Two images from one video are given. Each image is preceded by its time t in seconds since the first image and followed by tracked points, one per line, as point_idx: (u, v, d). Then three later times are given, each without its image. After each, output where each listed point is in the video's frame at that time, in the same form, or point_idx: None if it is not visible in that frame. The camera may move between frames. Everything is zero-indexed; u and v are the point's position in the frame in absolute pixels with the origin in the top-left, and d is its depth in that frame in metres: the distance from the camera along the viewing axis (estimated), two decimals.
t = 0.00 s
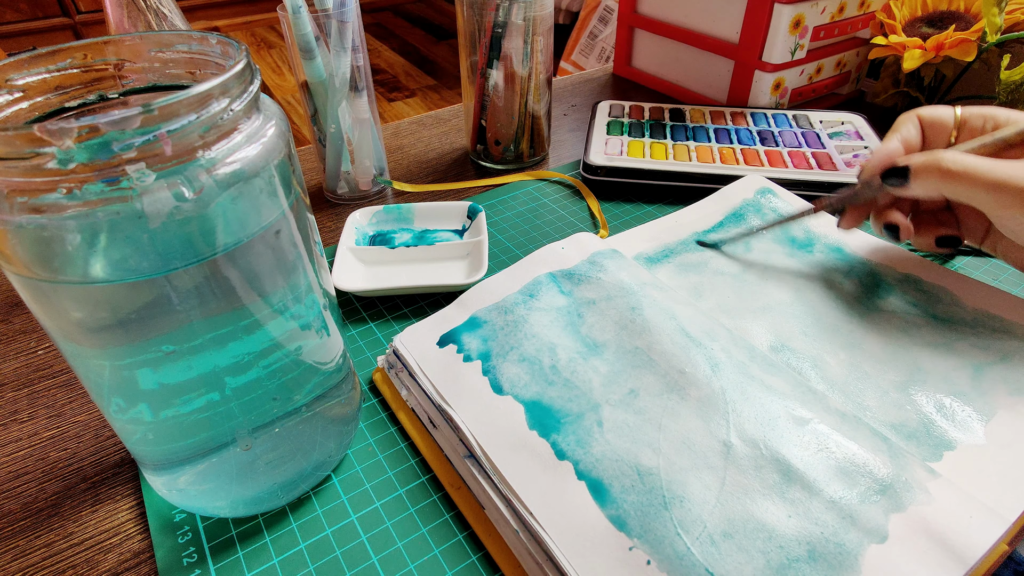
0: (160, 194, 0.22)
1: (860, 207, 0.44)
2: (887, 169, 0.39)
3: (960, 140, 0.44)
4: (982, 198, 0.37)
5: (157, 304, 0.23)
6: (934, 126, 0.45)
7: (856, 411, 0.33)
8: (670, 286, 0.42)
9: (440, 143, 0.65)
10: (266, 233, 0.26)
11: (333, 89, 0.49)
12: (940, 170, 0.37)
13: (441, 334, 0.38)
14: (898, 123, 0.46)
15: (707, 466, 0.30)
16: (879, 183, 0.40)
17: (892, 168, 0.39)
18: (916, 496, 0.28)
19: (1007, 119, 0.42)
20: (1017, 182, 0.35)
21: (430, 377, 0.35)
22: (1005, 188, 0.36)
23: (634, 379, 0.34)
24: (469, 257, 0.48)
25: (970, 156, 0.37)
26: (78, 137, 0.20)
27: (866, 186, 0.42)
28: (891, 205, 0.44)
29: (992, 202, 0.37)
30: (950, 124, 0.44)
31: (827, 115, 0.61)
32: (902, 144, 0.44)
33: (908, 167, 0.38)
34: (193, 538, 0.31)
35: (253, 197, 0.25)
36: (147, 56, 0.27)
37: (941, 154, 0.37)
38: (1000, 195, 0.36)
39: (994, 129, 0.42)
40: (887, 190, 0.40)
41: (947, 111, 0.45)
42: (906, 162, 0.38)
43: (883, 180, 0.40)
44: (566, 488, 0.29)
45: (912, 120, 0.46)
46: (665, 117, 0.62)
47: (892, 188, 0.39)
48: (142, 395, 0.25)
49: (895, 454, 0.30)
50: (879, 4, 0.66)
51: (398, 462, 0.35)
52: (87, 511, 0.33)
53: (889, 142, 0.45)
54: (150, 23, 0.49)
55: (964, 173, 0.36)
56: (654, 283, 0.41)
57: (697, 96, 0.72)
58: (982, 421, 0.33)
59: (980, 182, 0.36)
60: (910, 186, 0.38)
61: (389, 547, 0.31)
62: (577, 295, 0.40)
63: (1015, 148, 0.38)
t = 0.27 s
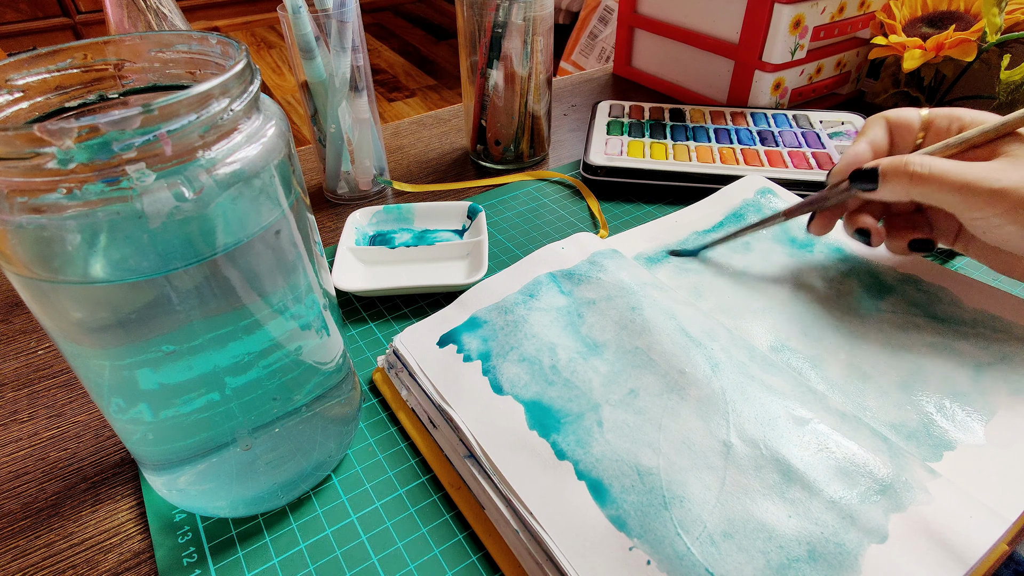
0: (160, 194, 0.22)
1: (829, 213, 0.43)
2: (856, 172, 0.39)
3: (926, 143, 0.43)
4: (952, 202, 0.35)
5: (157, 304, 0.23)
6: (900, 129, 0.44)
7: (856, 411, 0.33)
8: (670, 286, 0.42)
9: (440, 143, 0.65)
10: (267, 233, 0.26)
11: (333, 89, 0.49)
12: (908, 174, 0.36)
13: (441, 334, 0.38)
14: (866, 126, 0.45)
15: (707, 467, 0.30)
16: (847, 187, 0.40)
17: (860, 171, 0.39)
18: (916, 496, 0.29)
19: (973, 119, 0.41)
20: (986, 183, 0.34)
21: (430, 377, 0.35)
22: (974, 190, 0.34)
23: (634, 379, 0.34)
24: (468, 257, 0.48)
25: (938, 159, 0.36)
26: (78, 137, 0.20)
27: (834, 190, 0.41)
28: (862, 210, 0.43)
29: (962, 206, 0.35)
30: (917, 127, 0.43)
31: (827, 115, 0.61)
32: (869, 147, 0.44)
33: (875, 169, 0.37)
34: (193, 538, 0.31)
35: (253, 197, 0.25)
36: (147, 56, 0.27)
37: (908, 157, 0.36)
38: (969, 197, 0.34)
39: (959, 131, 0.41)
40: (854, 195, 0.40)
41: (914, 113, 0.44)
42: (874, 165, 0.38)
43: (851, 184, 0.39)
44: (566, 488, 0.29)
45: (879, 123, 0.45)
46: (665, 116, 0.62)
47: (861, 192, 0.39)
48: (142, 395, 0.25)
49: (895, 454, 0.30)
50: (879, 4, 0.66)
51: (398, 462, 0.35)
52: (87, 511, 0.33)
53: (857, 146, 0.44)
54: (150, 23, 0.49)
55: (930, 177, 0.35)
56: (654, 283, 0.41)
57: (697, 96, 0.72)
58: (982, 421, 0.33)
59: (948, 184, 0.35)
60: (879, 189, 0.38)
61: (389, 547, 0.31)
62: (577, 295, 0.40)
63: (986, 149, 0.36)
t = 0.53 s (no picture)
0: (160, 194, 0.22)
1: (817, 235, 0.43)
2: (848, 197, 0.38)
3: (907, 154, 0.43)
4: (949, 219, 0.35)
5: (157, 304, 0.23)
6: (879, 142, 0.44)
7: (856, 411, 0.33)
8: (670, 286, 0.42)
9: (440, 143, 0.65)
10: (267, 233, 0.26)
11: (333, 89, 0.49)
12: (901, 195, 0.35)
13: (441, 334, 0.38)
14: (842, 141, 0.44)
15: (707, 467, 0.30)
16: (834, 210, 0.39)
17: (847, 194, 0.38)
18: (916, 495, 0.29)
19: (952, 132, 0.42)
20: (983, 200, 0.35)
21: (430, 377, 0.35)
22: (973, 207, 0.35)
23: (634, 379, 0.34)
24: (468, 257, 0.48)
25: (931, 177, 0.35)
26: (78, 137, 0.20)
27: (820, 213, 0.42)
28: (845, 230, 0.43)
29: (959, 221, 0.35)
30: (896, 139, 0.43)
31: (827, 115, 0.61)
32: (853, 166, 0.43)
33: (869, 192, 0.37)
34: (193, 538, 0.31)
35: (253, 197, 0.25)
36: (147, 56, 0.27)
37: (901, 177, 0.36)
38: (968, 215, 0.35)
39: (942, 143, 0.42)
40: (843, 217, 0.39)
41: (891, 124, 0.44)
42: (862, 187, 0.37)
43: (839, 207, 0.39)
44: (566, 488, 0.29)
45: (856, 137, 0.44)
46: (665, 116, 0.62)
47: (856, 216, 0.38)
48: (142, 395, 0.25)
49: (895, 454, 0.30)
50: (879, 4, 0.66)
51: (398, 462, 0.35)
52: (87, 511, 0.33)
53: (841, 163, 0.43)
54: (150, 24, 0.49)
55: (929, 197, 0.35)
56: (654, 283, 0.41)
57: (697, 96, 0.72)
58: (982, 421, 0.33)
59: (944, 203, 0.35)
60: (874, 211, 0.37)
61: (389, 547, 0.31)
62: (577, 295, 0.40)
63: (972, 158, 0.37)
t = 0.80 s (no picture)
0: (160, 194, 0.22)
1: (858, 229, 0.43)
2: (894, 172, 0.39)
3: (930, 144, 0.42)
4: (987, 186, 0.35)
5: (157, 304, 0.23)
6: (900, 131, 0.43)
7: (856, 411, 0.33)
8: (670, 286, 0.42)
9: (440, 143, 0.65)
10: (266, 233, 0.26)
11: (333, 89, 0.49)
12: (941, 160, 0.35)
13: (441, 334, 0.38)
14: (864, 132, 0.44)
15: (707, 467, 0.30)
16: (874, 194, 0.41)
17: (890, 175, 0.40)
18: (916, 496, 0.29)
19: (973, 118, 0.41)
20: None
21: (430, 378, 0.35)
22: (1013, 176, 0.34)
23: (634, 379, 0.34)
24: (469, 257, 0.48)
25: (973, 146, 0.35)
26: (78, 137, 0.20)
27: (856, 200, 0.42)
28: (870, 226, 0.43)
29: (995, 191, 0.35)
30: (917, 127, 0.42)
31: (826, 115, 0.61)
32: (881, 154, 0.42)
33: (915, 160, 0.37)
34: (193, 538, 0.31)
35: (253, 197, 0.25)
36: (147, 56, 0.27)
37: (940, 144, 0.36)
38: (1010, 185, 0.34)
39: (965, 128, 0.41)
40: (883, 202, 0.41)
41: (910, 116, 0.43)
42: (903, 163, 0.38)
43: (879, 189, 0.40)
44: (566, 488, 0.29)
45: (878, 127, 0.43)
46: (665, 117, 0.62)
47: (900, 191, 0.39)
48: (142, 395, 0.25)
49: (895, 454, 0.30)
50: (879, 4, 0.66)
51: (398, 462, 0.35)
52: (87, 511, 0.33)
53: (869, 152, 0.42)
54: (150, 23, 0.49)
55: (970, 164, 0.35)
56: (654, 283, 0.41)
57: (697, 96, 0.72)
58: (982, 421, 0.33)
59: (985, 168, 0.34)
60: (919, 181, 0.37)
61: (389, 547, 0.31)
62: (577, 295, 0.40)
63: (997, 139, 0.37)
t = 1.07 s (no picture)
0: (160, 194, 0.22)
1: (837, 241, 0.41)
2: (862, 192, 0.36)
3: (923, 153, 0.42)
4: (968, 211, 0.34)
5: (157, 304, 0.23)
6: (892, 140, 0.42)
7: (856, 411, 0.33)
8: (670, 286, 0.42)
9: (440, 143, 0.65)
10: (266, 233, 0.26)
11: (333, 89, 0.49)
12: (922, 186, 0.34)
13: (441, 334, 0.38)
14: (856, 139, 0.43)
15: (707, 467, 0.30)
16: (852, 211, 0.37)
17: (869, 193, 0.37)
18: (916, 495, 0.29)
19: (968, 130, 0.41)
20: (1006, 192, 0.33)
21: (430, 377, 0.35)
22: (989, 200, 0.34)
23: (634, 379, 0.34)
24: (468, 257, 0.48)
25: (951, 169, 0.34)
26: (78, 137, 0.20)
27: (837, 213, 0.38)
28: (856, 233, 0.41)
29: (979, 216, 0.34)
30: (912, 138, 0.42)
31: (827, 115, 0.61)
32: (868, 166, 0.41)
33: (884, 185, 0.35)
34: (193, 538, 0.31)
35: (253, 197, 0.25)
36: (147, 56, 0.27)
37: (918, 168, 0.35)
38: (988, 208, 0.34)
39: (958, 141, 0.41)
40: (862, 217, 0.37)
41: (904, 124, 0.43)
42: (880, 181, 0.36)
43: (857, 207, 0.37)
44: (566, 488, 0.29)
45: (870, 135, 0.43)
46: (665, 116, 0.62)
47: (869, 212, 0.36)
48: (142, 395, 0.25)
49: (895, 454, 0.30)
50: (879, 4, 0.66)
51: (398, 462, 0.35)
52: (87, 511, 0.33)
53: (855, 162, 0.42)
54: (150, 23, 0.49)
55: (946, 188, 0.34)
56: (654, 283, 0.41)
57: (697, 96, 0.72)
58: (982, 421, 0.33)
59: (962, 195, 0.34)
60: (891, 207, 0.35)
61: (389, 547, 0.31)
62: (577, 295, 0.40)
63: (991, 155, 0.36)
